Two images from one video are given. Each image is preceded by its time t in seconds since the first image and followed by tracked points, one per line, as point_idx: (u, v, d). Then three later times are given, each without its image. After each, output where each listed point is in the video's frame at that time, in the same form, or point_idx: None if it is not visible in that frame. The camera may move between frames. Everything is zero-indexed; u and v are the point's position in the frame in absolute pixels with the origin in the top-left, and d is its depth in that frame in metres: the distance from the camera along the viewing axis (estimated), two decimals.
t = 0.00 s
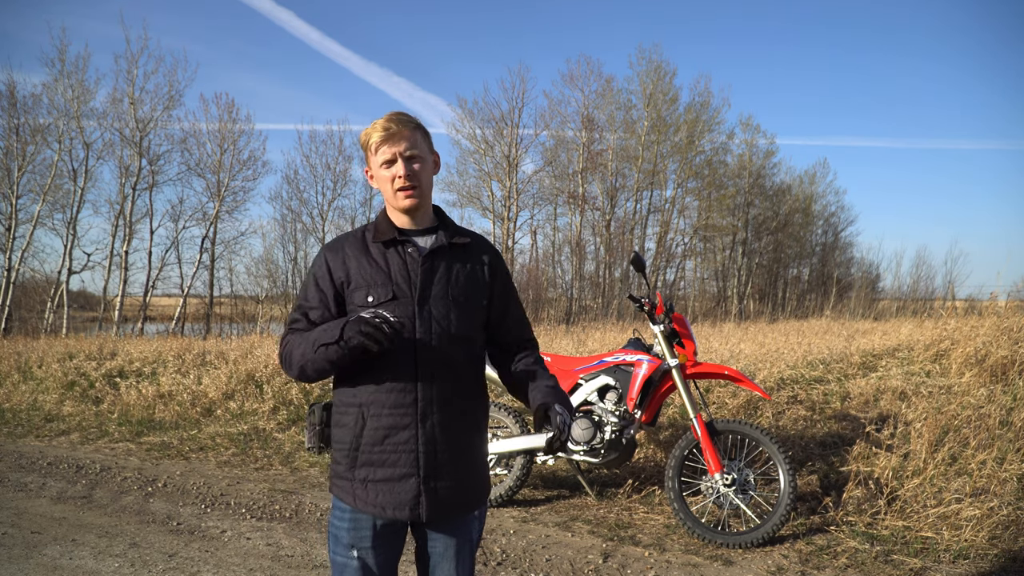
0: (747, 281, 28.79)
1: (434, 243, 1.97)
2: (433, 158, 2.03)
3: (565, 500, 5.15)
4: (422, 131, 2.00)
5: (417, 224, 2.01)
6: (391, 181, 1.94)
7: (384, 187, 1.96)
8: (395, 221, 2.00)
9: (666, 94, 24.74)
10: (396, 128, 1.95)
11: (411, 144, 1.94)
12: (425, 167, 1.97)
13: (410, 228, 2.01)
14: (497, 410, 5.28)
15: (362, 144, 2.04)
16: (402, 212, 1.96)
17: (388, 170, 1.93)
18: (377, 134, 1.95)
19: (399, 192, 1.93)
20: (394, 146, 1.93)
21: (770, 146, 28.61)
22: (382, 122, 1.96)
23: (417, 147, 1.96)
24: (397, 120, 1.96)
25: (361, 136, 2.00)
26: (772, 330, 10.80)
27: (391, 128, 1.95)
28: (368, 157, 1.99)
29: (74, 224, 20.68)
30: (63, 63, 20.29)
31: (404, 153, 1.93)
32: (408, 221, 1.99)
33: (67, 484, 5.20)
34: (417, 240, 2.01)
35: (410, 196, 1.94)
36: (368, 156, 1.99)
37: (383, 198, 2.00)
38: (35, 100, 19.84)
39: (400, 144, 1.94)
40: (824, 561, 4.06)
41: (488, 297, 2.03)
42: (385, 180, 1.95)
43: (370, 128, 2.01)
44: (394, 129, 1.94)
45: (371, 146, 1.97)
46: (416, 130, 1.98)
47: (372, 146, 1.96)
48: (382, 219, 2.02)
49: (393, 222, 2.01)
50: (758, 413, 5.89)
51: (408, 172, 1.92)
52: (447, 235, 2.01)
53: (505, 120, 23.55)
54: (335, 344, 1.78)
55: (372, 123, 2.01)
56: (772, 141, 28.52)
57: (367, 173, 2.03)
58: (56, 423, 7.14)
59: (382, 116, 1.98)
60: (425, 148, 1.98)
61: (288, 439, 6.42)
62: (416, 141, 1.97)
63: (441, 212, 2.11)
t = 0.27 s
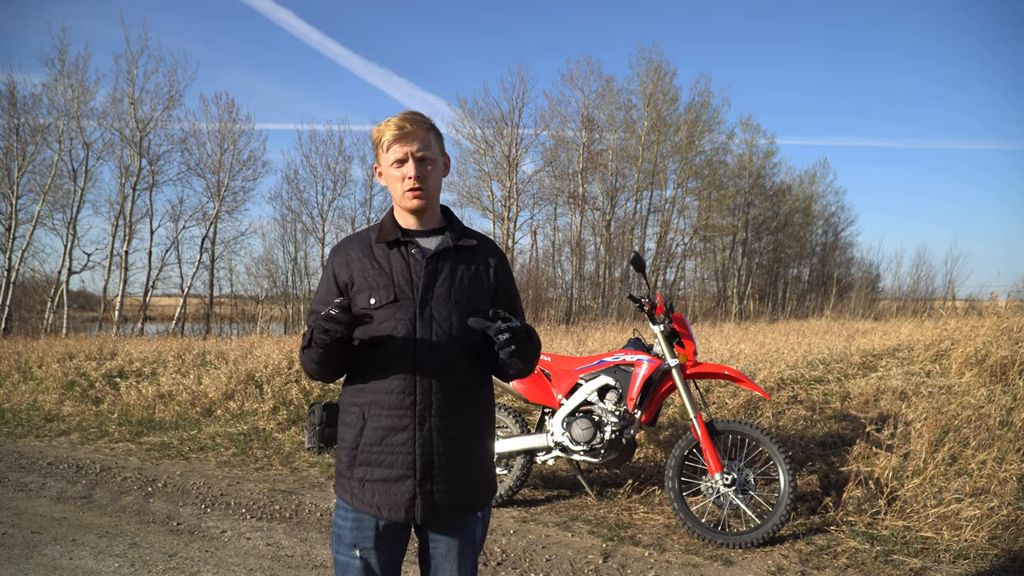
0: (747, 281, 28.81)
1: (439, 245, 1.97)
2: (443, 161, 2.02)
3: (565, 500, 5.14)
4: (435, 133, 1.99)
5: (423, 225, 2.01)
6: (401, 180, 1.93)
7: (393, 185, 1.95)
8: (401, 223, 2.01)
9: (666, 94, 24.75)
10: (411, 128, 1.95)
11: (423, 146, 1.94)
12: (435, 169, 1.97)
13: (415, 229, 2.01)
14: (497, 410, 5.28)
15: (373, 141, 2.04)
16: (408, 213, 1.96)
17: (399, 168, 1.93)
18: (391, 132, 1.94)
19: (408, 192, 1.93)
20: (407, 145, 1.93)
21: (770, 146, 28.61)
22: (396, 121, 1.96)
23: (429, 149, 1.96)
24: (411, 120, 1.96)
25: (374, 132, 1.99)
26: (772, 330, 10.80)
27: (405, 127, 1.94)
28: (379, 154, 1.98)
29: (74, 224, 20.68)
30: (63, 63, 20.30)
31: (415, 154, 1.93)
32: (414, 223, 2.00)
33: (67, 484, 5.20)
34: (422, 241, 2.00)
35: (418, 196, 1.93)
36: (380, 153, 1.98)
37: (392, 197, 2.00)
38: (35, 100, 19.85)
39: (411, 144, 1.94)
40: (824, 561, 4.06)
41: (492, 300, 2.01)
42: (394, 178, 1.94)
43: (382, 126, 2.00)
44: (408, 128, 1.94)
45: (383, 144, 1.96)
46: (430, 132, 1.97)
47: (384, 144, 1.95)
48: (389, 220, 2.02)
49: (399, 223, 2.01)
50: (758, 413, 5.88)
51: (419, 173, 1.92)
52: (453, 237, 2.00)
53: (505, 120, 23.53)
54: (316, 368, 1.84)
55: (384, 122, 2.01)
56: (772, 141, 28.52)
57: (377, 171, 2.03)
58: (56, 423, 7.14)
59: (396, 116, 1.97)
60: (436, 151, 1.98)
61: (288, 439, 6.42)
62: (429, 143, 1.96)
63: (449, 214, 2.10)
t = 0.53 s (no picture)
0: (747, 281, 28.81)
1: (442, 245, 1.97)
2: (448, 159, 2.02)
3: (565, 500, 5.14)
4: (441, 131, 1.99)
5: (426, 224, 2.02)
6: (405, 175, 1.93)
7: (396, 181, 1.95)
8: (404, 221, 2.01)
9: (666, 94, 24.76)
10: (416, 124, 1.95)
11: (428, 140, 1.94)
12: (441, 166, 1.97)
13: (419, 228, 2.01)
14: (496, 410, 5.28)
15: (378, 138, 2.04)
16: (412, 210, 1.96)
17: (404, 164, 1.93)
18: (396, 128, 1.95)
19: (412, 188, 1.93)
20: (412, 141, 1.93)
21: (770, 146, 28.60)
22: (402, 118, 1.96)
23: (435, 145, 1.96)
24: (417, 117, 1.96)
25: (379, 130, 2.00)
26: (772, 330, 10.80)
27: (411, 123, 1.94)
28: (384, 150, 1.98)
29: (74, 224, 20.67)
30: (63, 63, 20.30)
31: (421, 150, 1.93)
32: (417, 222, 2.00)
33: (67, 484, 5.20)
34: (425, 241, 2.00)
35: (422, 193, 1.93)
36: (385, 149, 1.98)
37: (395, 194, 2.00)
38: (35, 100, 19.85)
39: (416, 139, 1.94)
40: (824, 561, 4.06)
41: (495, 301, 2.01)
42: (398, 174, 1.94)
43: (387, 122, 2.00)
44: (414, 125, 1.94)
45: (388, 140, 1.96)
46: (435, 129, 1.97)
47: (389, 140, 1.96)
48: (391, 218, 2.02)
49: (401, 221, 2.01)
50: (758, 413, 5.88)
51: (424, 169, 1.91)
52: (456, 236, 2.00)
53: (505, 120, 23.51)
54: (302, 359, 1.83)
55: (388, 119, 2.01)
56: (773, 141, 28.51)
57: (381, 168, 2.03)
58: (56, 423, 7.14)
59: (401, 112, 1.98)
60: (441, 148, 1.98)
61: (288, 439, 6.42)
62: (434, 140, 1.96)
63: (452, 213, 2.11)
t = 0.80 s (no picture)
0: (747, 281, 28.81)
1: (441, 244, 1.97)
2: (449, 160, 2.02)
3: (565, 500, 5.14)
4: (443, 132, 1.99)
5: (425, 224, 2.02)
6: (406, 175, 1.93)
7: (396, 181, 1.95)
8: (403, 220, 2.01)
9: (666, 94, 24.76)
10: (419, 125, 1.95)
11: (430, 139, 1.94)
12: (441, 167, 1.97)
13: (418, 227, 2.01)
14: (497, 410, 5.28)
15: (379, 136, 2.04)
16: (411, 209, 1.96)
17: (405, 165, 1.92)
18: (398, 128, 1.95)
19: (412, 188, 1.93)
20: (414, 142, 1.92)
21: (770, 146, 28.59)
22: (405, 117, 1.96)
23: (436, 146, 1.96)
24: (420, 117, 1.96)
25: (381, 128, 2.00)
26: (772, 330, 10.80)
27: (414, 123, 1.94)
28: (385, 149, 1.98)
29: (74, 224, 20.67)
30: (63, 63, 20.30)
31: (423, 151, 1.92)
32: (417, 221, 2.00)
33: (67, 484, 5.19)
34: (424, 240, 2.01)
35: (423, 193, 1.93)
36: (386, 148, 1.98)
37: (394, 193, 2.00)
38: (35, 100, 19.85)
39: (419, 138, 1.94)
40: (824, 561, 4.06)
41: (494, 299, 2.01)
42: (399, 174, 1.94)
43: (389, 122, 2.00)
44: (417, 125, 1.94)
45: (390, 139, 1.96)
46: (437, 130, 1.97)
47: (392, 139, 1.95)
48: (390, 217, 2.02)
49: (401, 221, 2.01)
50: (758, 413, 5.88)
51: (425, 170, 1.91)
52: (455, 236, 2.00)
53: (505, 120, 23.50)
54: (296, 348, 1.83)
55: (390, 118, 2.01)
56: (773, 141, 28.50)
57: (382, 167, 2.03)
58: (56, 423, 7.14)
59: (404, 112, 1.97)
60: (442, 150, 1.98)
61: (288, 439, 6.42)
62: (436, 140, 1.96)
63: (451, 213, 2.11)
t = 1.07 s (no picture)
0: (747, 281, 28.81)
1: (440, 244, 1.97)
2: (450, 161, 2.02)
3: (565, 500, 5.14)
4: (445, 133, 1.99)
5: (424, 224, 2.01)
6: (406, 175, 1.92)
7: (396, 180, 1.95)
8: (402, 220, 2.00)
9: (666, 94, 24.76)
10: (422, 125, 1.95)
11: (432, 140, 1.94)
12: (442, 168, 1.97)
13: (417, 227, 2.01)
14: (497, 410, 5.28)
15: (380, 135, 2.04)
16: (411, 209, 1.96)
17: (405, 164, 1.92)
18: (400, 128, 1.94)
19: (412, 188, 1.93)
20: (416, 142, 1.93)
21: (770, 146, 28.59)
22: (407, 117, 1.96)
23: (438, 147, 1.96)
24: (423, 117, 1.96)
25: (382, 127, 1.99)
26: (772, 330, 10.81)
27: (415, 123, 1.94)
28: (386, 148, 1.98)
29: (74, 224, 20.66)
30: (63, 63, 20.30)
31: (425, 151, 1.92)
32: (416, 221, 2.00)
33: (67, 484, 5.20)
34: (423, 240, 2.00)
35: (423, 193, 1.93)
36: (386, 148, 1.98)
37: (394, 193, 1.99)
38: (35, 100, 19.85)
39: (421, 139, 1.94)
40: (824, 561, 4.06)
41: (494, 300, 2.01)
42: (399, 174, 1.93)
43: (391, 120, 2.00)
44: (419, 126, 1.94)
45: (391, 139, 1.96)
46: (439, 131, 1.97)
47: (393, 139, 1.95)
48: (390, 217, 2.01)
49: (400, 221, 2.01)
50: (758, 413, 5.88)
51: (426, 171, 1.91)
52: (454, 236, 2.00)
53: (505, 120, 23.49)
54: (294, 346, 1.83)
55: (392, 117, 2.00)
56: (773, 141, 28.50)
57: (382, 166, 2.02)
58: (56, 423, 7.15)
59: (405, 112, 1.97)
60: (444, 151, 1.98)
61: (288, 439, 6.42)
62: (437, 141, 1.96)
63: (450, 213, 2.11)
